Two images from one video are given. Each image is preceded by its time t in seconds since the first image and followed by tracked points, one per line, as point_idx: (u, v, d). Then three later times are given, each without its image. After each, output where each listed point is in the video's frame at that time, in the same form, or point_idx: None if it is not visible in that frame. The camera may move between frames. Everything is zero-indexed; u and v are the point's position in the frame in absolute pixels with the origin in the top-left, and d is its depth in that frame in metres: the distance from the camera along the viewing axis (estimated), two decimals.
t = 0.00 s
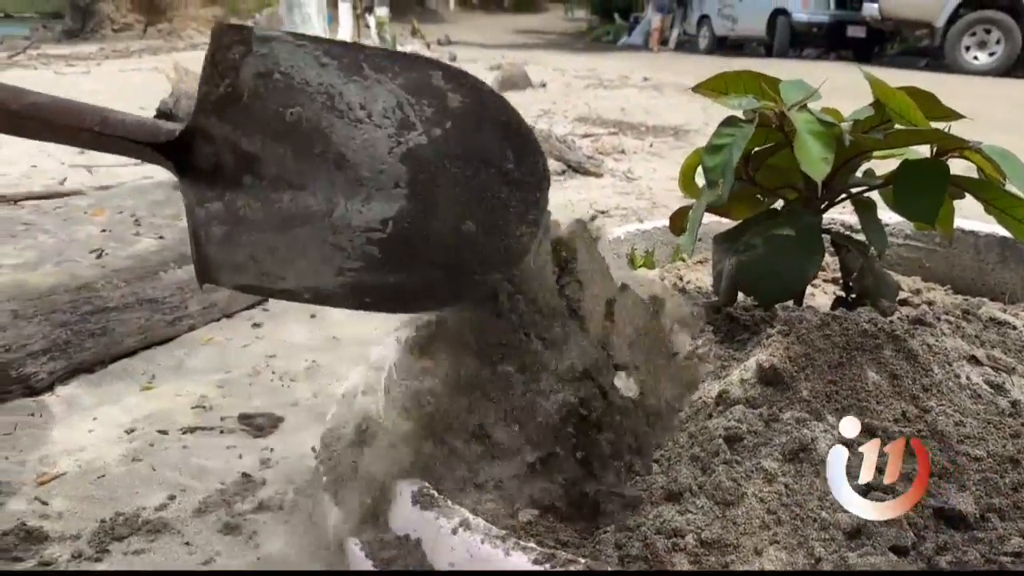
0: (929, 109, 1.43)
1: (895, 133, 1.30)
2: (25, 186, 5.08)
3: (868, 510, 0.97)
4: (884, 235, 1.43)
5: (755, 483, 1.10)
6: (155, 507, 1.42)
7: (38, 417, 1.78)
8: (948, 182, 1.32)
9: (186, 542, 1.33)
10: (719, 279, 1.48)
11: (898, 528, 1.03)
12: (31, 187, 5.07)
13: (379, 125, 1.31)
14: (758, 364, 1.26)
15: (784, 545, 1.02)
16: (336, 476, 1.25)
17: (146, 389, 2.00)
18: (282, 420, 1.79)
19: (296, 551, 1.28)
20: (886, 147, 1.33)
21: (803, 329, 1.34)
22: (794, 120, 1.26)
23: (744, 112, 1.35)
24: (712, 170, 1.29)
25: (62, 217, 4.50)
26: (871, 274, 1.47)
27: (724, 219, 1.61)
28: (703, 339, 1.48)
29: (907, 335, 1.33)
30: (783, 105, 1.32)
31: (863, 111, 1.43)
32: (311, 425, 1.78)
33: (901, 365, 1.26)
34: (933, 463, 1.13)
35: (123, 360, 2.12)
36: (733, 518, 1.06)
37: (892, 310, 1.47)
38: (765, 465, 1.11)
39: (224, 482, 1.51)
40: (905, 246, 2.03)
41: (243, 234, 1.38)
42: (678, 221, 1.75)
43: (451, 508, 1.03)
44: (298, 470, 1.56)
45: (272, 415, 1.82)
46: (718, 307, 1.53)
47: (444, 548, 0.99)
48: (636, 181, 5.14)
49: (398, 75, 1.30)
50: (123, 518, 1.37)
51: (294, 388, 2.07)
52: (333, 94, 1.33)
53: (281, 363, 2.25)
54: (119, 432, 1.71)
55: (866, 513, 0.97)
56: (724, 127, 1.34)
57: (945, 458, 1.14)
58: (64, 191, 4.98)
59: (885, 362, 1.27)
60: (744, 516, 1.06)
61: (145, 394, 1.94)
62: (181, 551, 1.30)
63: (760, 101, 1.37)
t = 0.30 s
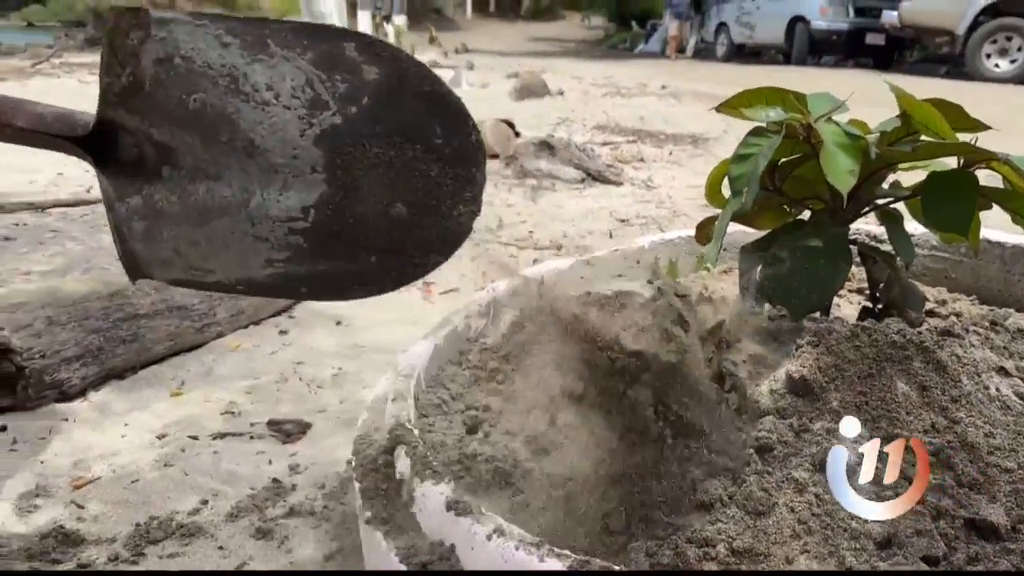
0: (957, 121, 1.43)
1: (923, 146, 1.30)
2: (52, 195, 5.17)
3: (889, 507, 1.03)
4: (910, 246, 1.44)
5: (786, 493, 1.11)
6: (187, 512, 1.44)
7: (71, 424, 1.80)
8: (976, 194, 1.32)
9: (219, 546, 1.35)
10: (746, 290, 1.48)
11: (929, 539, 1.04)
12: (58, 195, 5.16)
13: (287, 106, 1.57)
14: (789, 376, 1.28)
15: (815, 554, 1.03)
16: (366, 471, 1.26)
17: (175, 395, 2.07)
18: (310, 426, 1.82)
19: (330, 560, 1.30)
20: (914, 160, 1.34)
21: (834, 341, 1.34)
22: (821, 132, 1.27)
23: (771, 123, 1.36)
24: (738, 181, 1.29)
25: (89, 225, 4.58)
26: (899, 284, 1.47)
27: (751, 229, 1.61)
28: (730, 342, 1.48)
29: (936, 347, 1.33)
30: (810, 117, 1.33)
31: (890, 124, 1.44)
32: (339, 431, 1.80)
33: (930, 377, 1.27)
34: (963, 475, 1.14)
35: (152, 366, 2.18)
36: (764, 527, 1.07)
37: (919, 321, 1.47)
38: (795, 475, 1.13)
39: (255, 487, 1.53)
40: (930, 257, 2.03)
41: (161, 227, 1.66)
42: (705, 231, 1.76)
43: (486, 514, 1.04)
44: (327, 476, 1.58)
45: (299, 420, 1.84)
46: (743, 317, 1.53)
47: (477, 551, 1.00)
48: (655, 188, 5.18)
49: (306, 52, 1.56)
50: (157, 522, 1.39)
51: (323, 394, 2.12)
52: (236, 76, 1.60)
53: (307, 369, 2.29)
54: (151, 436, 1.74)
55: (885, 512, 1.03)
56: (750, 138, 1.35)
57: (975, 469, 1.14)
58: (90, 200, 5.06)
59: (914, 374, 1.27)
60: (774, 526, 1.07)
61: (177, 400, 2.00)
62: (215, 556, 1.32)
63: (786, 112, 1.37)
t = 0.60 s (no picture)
0: (989, 132, 1.44)
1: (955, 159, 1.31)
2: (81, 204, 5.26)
3: (897, 504, 1.02)
4: (942, 258, 1.45)
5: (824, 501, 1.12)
6: (223, 517, 1.48)
7: (108, 429, 1.83)
8: (1008, 206, 1.32)
9: (256, 551, 1.37)
10: (777, 301, 1.49)
11: (966, 549, 1.06)
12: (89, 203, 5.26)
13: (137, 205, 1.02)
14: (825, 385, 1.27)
15: (852, 565, 1.05)
16: (403, 477, 1.29)
17: (208, 400, 2.14)
18: (342, 432, 1.85)
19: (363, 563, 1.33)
20: (945, 173, 1.35)
21: (868, 351, 1.33)
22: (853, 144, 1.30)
23: (803, 135, 1.37)
24: (771, 194, 1.31)
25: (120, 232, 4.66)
26: (931, 296, 1.48)
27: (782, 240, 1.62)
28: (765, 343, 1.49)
29: (971, 359, 1.33)
30: (842, 130, 1.35)
31: (922, 135, 1.44)
32: (370, 439, 1.84)
33: (965, 390, 1.27)
34: (1000, 487, 1.15)
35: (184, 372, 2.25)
36: (801, 539, 1.10)
37: (953, 331, 1.48)
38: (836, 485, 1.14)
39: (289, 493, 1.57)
40: (961, 268, 2.04)
41: (48, 313, 1.13)
42: (737, 240, 1.76)
43: (522, 521, 1.06)
44: (360, 483, 1.62)
45: (331, 426, 1.88)
46: (775, 327, 1.54)
47: (514, 557, 1.02)
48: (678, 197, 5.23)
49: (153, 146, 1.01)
50: (195, 526, 1.42)
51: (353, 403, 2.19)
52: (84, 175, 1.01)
53: (337, 377, 2.33)
54: (186, 442, 1.77)
55: (893, 512, 1.02)
56: (782, 152, 1.35)
57: (1011, 482, 1.16)
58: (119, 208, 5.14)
59: (948, 386, 1.27)
60: (811, 536, 1.09)
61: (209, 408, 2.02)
62: (252, 560, 1.35)
63: (818, 126, 1.38)
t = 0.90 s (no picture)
0: None
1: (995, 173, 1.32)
2: (114, 213, 5.34)
3: (910, 493, 1.09)
4: (977, 272, 1.44)
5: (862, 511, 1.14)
6: (265, 521, 1.52)
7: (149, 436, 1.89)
8: None
9: (297, 556, 1.40)
10: (812, 312, 1.51)
11: (1009, 562, 1.09)
12: (120, 213, 5.35)
13: None
14: (865, 397, 1.28)
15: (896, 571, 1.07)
16: (444, 486, 1.30)
17: (247, 407, 2.30)
18: (377, 440, 1.91)
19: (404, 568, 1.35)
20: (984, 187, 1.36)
21: (907, 362, 1.36)
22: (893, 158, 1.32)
23: (842, 149, 1.39)
24: (811, 206, 1.33)
25: (151, 240, 4.73)
26: (968, 310, 1.49)
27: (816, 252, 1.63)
28: (804, 356, 1.50)
29: (1011, 371, 1.37)
30: (880, 143, 1.37)
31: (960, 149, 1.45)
32: (404, 447, 1.89)
33: (1006, 403, 1.32)
34: None
35: (220, 381, 2.43)
36: (842, 550, 1.10)
37: (990, 345, 1.49)
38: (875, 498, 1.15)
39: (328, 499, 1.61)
40: (994, 279, 2.04)
41: None
42: (771, 254, 1.77)
43: (565, 530, 1.08)
44: (396, 490, 1.65)
45: (367, 433, 1.94)
46: (809, 337, 1.54)
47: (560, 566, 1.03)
48: (702, 207, 5.25)
49: None
50: (238, 532, 1.46)
51: (386, 409, 2.33)
52: None
53: (369, 385, 2.50)
54: (224, 448, 1.83)
55: (909, 502, 1.09)
56: (822, 164, 1.38)
57: None
58: (150, 217, 5.21)
59: (990, 399, 1.32)
60: (852, 548, 1.10)
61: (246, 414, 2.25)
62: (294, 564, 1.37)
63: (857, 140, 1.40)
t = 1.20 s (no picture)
0: None
1: None
2: (145, 221, 5.41)
3: (911, 492, 1.17)
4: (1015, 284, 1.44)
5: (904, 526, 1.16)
6: (304, 528, 1.56)
7: (188, 441, 1.94)
8: None
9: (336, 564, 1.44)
10: (846, 324, 1.51)
11: None
12: (150, 221, 5.42)
13: None
14: (904, 410, 1.30)
15: None
16: (482, 495, 1.32)
17: (282, 415, 2.35)
18: (410, 447, 1.94)
19: None
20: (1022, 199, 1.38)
21: (947, 376, 1.39)
22: (931, 171, 1.34)
23: (878, 163, 1.42)
24: (850, 220, 1.37)
25: (181, 249, 4.79)
26: (1007, 322, 1.49)
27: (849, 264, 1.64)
28: (839, 369, 1.51)
29: None
30: (917, 157, 1.39)
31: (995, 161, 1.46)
32: (436, 455, 1.92)
33: None
34: None
35: (257, 389, 2.48)
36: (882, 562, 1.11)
37: None
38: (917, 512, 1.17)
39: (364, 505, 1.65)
40: None
41: None
42: (803, 266, 1.78)
43: (607, 541, 1.10)
44: (430, 498, 1.68)
45: (401, 441, 1.96)
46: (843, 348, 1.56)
47: None
48: (727, 216, 5.27)
49: None
50: (276, 539, 1.50)
51: (417, 418, 2.38)
52: None
53: (400, 392, 2.55)
54: (262, 455, 1.88)
55: (911, 500, 1.17)
56: (858, 178, 1.42)
57: None
58: (181, 225, 5.27)
59: None
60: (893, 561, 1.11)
61: (282, 420, 2.31)
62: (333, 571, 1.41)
63: (891, 152, 1.42)
